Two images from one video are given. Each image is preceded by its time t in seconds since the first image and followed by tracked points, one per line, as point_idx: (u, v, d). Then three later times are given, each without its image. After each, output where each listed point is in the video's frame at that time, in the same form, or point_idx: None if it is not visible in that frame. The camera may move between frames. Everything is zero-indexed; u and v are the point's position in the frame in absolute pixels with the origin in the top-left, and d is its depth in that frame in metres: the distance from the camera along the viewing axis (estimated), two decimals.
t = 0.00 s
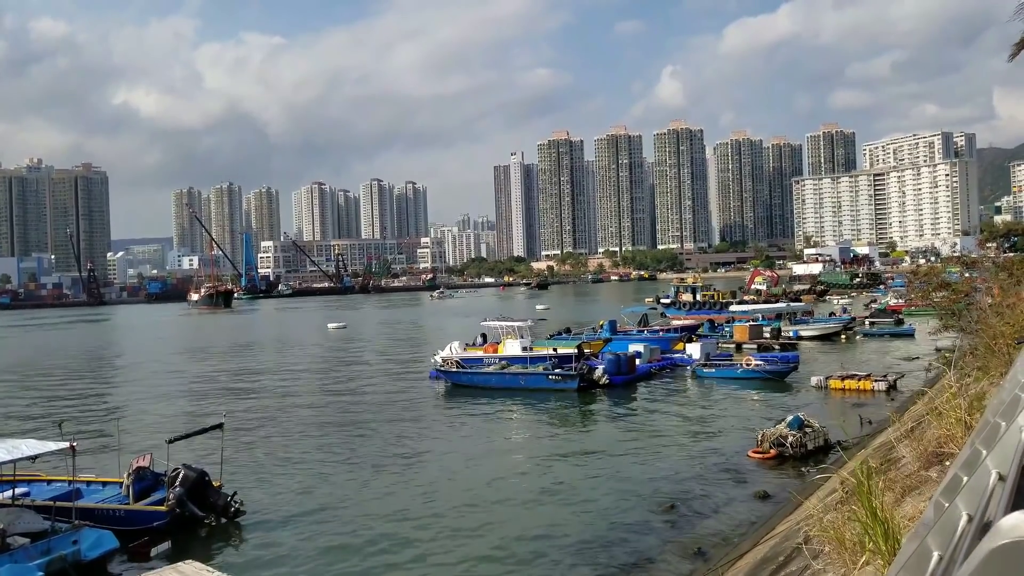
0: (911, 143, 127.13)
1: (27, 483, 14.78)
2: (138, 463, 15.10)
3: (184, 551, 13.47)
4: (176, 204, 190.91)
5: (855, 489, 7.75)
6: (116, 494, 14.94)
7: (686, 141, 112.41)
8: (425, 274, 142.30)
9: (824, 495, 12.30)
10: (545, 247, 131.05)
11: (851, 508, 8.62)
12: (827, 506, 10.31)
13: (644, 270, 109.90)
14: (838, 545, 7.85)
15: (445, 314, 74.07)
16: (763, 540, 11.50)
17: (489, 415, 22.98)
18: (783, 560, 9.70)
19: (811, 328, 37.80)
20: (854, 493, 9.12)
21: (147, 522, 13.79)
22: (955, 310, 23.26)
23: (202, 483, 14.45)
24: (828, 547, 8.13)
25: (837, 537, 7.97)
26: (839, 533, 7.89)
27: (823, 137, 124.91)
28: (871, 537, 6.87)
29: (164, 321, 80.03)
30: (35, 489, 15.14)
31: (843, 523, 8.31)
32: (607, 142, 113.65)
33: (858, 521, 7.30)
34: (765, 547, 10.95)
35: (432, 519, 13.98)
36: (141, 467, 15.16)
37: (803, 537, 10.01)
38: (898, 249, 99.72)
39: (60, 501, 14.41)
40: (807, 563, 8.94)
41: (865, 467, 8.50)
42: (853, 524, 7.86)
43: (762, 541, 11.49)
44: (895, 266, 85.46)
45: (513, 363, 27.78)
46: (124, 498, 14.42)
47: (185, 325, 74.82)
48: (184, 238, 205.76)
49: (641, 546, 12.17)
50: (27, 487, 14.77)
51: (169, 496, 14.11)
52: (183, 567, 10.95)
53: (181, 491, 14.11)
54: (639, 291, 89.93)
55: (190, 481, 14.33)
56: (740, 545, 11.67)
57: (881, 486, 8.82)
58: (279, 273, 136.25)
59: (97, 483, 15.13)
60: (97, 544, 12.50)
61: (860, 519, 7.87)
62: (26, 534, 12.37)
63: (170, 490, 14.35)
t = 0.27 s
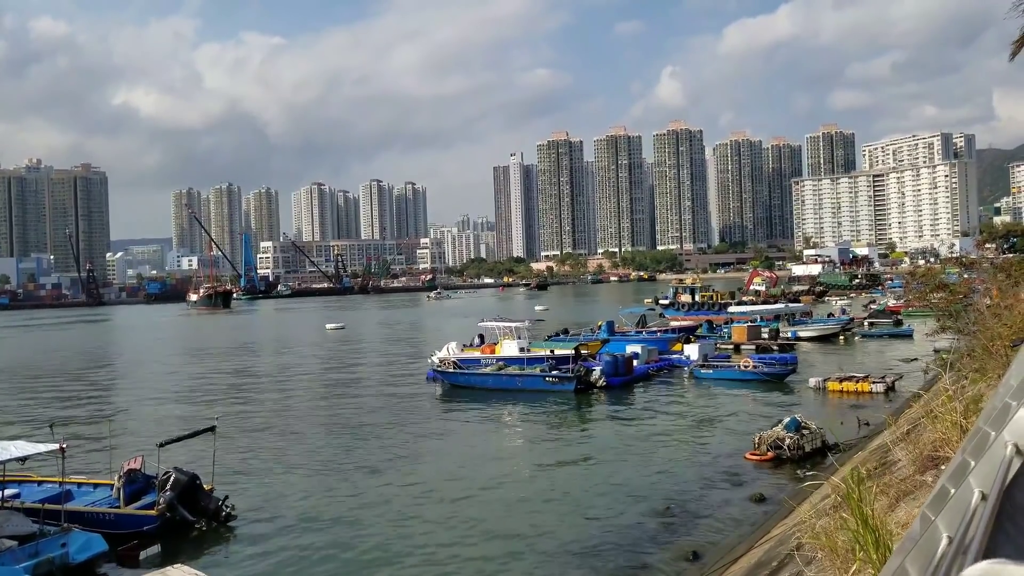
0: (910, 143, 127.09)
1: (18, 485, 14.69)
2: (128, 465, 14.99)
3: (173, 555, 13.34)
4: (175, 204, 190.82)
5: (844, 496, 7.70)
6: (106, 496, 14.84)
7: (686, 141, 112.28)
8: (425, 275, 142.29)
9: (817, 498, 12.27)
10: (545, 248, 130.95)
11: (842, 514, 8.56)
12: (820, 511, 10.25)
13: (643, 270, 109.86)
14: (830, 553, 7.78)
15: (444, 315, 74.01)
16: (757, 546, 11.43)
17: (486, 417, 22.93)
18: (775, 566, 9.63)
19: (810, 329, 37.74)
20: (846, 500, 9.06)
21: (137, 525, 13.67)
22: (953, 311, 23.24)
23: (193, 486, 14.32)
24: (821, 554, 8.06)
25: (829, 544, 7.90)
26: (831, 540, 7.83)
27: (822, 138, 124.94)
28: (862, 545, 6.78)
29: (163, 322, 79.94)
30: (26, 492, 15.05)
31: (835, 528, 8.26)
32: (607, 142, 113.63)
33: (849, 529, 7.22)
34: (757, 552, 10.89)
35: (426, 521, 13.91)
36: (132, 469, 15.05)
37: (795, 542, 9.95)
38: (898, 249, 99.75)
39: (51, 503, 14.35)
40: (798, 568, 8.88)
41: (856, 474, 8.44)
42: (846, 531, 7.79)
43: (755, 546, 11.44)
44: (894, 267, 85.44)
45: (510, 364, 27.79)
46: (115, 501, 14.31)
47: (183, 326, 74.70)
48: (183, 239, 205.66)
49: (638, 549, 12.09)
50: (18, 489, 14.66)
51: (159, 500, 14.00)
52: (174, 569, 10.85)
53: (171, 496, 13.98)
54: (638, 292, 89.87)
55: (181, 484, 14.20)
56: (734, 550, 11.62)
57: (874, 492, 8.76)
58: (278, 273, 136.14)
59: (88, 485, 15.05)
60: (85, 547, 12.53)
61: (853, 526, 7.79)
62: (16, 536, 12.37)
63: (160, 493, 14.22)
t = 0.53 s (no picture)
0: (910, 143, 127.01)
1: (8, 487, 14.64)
2: (119, 468, 14.93)
3: (162, 560, 13.27)
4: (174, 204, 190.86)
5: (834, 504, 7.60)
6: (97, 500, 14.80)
7: (685, 141, 112.14)
8: (424, 275, 142.21)
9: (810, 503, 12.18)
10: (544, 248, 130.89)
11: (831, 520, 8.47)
12: (811, 516, 10.16)
13: (643, 270, 109.85)
14: (820, 561, 7.68)
15: (443, 316, 73.96)
16: (749, 551, 11.35)
17: (482, 418, 22.90)
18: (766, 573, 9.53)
19: (808, 330, 37.70)
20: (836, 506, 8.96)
21: (126, 529, 13.65)
22: (950, 312, 23.18)
23: (184, 491, 14.25)
24: (809, 562, 7.96)
25: (818, 553, 7.80)
26: (819, 549, 7.73)
27: (822, 138, 124.87)
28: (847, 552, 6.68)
29: (162, 322, 79.89)
30: (16, 494, 15.03)
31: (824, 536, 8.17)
32: (606, 143, 113.59)
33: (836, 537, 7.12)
34: (749, 558, 10.81)
35: (420, 525, 13.87)
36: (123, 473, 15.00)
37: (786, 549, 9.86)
38: (897, 249, 99.64)
39: (41, 506, 14.32)
40: None
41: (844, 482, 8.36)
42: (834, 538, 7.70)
43: (748, 552, 11.34)
44: (894, 267, 85.37)
45: (507, 365, 27.77)
46: (105, 505, 14.27)
47: (182, 326, 74.63)
48: (183, 240, 205.59)
49: (632, 553, 12.04)
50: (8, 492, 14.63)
51: (149, 505, 13.94)
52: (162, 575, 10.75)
53: (161, 500, 13.93)
54: (637, 292, 89.87)
55: (172, 488, 14.12)
56: (726, 555, 11.54)
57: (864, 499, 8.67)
58: (278, 274, 136.07)
59: (79, 487, 15.03)
60: (73, 551, 12.65)
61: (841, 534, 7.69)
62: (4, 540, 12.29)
63: (151, 497, 14.15)
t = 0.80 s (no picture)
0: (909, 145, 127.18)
1: None
2: (110, 467, 14.82)
3: (152, 562, 13.18)
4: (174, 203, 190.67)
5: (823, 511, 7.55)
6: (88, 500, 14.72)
7: (685, 142, 112.09)
8: (424, 275, 142.20)
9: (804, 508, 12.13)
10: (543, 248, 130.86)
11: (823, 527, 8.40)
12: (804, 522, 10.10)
13: (642, 271, 109.91)
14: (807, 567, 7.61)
15: (442, 316, 73.92)
16: (742, 556, 11.30)
17: (479, 420, 22.85)
18: None
19: (806, 331, 37.68)
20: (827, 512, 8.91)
21: (116, 531, 13.55)
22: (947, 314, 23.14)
23: (174, 492, 14.13)
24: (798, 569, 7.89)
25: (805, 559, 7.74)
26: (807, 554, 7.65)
27: (822, 139, 124.97)
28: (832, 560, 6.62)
29: (160, 321, 79.73)
30: (7, 493, 14.97)
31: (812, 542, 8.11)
32: (606, 143, 113.59)
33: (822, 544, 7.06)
34: (741, 563, 10.75)
35: (414, 527, 13.83)
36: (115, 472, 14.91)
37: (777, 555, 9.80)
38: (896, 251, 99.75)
39: (31, 507, 14.25)
40: None
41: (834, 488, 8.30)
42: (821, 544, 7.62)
43: (741, 556, 11.28)
44: (893, 269, 85.41)
45: (504, 366, 27.74)
46: (95, 506, 14.21)
47: (180, 325, 74.48)
48: (182, 239, 205.36)
49: (626, 557, 11.99)
50: None
51: (140, 506, 13.85)
52: None
53: (152, 502, 13.84)
54: (637, 293, 89.98)
55: (163, 489, 14.00)
56: (720, 560, 11.47)
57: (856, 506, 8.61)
58: (277, 273, 135.92)
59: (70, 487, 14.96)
60: (60, 552, 12.56)
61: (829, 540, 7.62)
62: None
63: (141, 499, 14.05)
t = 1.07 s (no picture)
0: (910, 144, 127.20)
1: None
2: (103, 469, 14.83)
3: (143, 563, 13.19)
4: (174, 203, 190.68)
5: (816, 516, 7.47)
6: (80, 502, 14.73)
7: (685, 142, 111.89)
8: (424, 275, 142.23)
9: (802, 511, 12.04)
10: (544, 249, 130.92)
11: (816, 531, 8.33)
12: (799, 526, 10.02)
13: (643, 271, 109.95)
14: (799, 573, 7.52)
15: (442, 316, 73.89)
16: (739, 559, 11.22)
17: (477, 420, 22.81)
18: None
19: (806, 331, 37.64)
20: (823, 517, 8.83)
21: (107, 533, 13.54)
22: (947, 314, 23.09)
23: (167, 493, 14.14)
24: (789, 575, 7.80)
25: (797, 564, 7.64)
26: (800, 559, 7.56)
27: (822, 139, 125.02)
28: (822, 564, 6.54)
29: (160, 322, 79.74)
30: None
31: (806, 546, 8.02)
32: (606, 143, 113.62)
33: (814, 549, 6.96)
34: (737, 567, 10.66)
35: (409, 528, 13.78)
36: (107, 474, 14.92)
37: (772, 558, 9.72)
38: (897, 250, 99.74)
39: (23, 508, 14.26)
40: None
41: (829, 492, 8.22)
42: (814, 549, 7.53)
43: (737, 559, 11.21)
44: (893, 268, 85.41)
45: (502, 366, 27.71)
46: (88, 508, 14.23)
47: (180, 326, 74.47)
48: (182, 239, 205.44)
49: (621, 559, 11.94)
50: None
51: (132, 507, 13.84)
52: None
53: (144, 503, 13.84)
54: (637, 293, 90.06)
55: (155, 491, 14.01)
56: (716, 563, 11.40)
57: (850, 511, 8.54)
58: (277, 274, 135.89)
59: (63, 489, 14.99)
60: (49, 555, 12.56)
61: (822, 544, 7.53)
62: None
63: (133, 500, 14.06)
